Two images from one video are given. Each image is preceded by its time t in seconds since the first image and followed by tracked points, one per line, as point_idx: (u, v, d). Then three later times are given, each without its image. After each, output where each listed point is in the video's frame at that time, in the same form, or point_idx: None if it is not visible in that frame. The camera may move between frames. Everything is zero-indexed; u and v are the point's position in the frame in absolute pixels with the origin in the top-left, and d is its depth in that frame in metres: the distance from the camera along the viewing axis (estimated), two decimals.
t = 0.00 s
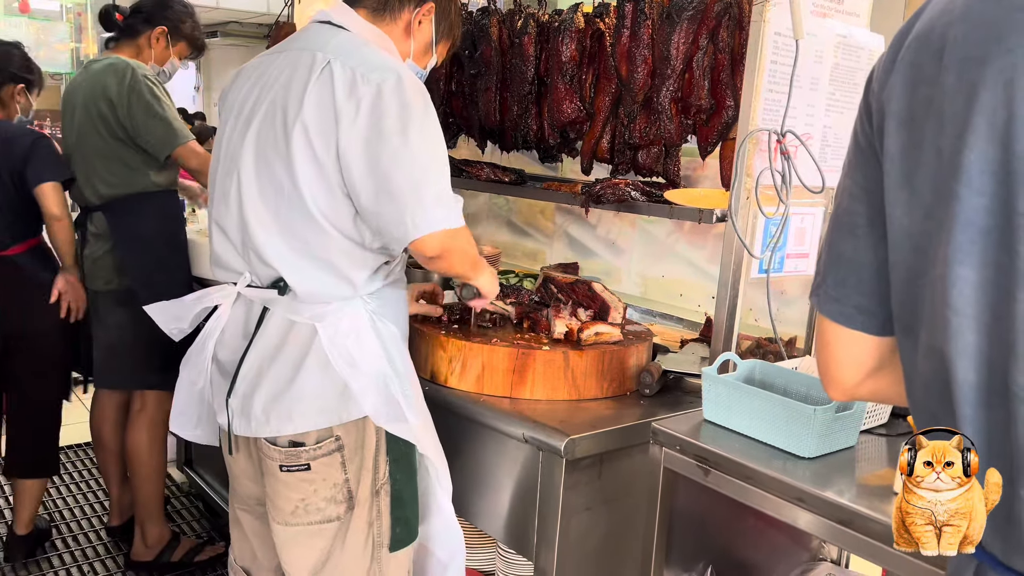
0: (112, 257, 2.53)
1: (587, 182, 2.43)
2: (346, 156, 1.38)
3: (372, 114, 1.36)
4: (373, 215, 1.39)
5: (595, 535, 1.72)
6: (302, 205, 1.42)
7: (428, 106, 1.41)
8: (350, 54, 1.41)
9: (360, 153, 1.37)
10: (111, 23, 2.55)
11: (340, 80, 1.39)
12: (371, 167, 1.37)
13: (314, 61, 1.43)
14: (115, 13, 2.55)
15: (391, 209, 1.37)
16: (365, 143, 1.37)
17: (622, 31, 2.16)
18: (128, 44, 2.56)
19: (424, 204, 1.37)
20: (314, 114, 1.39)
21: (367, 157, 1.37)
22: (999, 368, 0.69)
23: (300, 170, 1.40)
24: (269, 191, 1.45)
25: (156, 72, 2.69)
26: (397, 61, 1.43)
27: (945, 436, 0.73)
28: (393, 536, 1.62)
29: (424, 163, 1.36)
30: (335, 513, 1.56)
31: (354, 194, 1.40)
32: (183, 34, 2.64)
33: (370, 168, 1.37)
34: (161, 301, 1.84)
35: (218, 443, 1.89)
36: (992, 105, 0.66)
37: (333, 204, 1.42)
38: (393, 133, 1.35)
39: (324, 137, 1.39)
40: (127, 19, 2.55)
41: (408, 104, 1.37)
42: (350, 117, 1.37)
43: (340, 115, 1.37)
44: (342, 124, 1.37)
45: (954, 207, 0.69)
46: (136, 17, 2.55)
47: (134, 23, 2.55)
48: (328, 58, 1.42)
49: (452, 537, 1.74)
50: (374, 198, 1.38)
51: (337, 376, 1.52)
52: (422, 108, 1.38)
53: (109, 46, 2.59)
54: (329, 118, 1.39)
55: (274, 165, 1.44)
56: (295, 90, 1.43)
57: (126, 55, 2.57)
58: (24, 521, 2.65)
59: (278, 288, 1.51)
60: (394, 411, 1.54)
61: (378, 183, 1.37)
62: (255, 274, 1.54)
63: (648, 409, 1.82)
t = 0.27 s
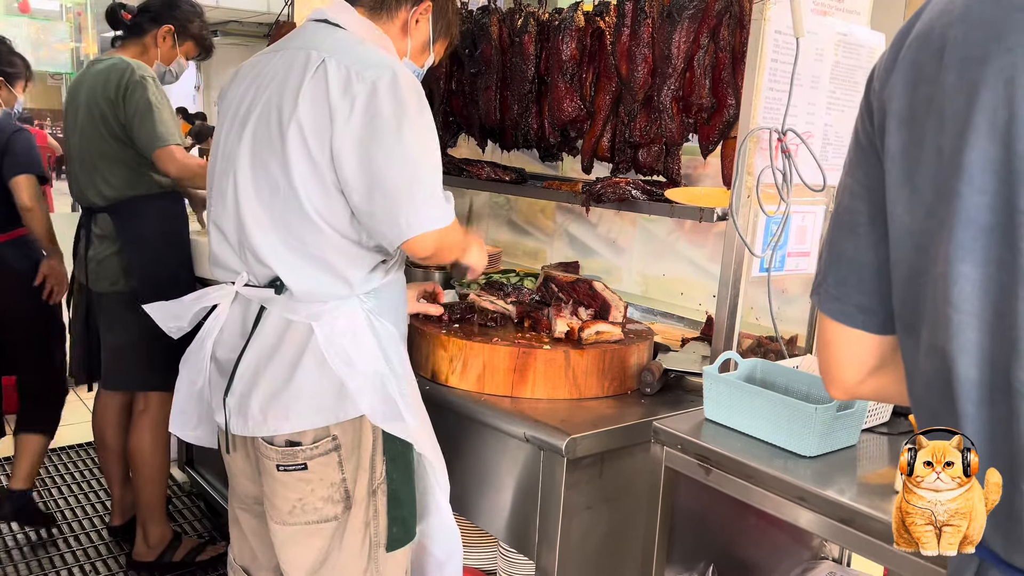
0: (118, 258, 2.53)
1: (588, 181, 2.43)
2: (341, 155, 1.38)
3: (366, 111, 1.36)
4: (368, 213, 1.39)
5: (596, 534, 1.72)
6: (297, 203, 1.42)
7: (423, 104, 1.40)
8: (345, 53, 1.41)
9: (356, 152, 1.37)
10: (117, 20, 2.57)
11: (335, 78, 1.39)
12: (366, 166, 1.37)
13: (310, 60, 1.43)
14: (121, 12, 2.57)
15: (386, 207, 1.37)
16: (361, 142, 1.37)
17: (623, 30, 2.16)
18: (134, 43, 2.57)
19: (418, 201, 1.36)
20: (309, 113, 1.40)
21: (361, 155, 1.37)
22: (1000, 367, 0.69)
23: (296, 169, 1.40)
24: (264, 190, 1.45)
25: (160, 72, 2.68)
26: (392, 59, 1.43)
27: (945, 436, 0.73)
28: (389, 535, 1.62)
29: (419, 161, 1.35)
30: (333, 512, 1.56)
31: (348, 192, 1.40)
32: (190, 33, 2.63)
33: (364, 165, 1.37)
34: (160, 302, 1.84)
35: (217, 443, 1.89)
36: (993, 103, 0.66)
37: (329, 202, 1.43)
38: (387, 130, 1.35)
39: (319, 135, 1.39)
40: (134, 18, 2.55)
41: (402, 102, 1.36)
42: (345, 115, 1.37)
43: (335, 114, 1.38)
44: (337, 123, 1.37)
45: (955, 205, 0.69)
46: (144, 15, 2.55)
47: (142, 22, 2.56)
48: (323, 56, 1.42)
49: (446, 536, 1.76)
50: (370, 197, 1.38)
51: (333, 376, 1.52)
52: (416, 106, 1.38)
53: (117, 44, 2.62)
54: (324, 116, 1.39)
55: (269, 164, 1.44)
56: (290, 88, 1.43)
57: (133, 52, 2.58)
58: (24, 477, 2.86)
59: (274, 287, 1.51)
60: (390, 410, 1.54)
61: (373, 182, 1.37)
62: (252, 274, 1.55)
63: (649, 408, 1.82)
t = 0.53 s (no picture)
0: (124, 260, 2.51)
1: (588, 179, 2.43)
2: (336, 154, 1.38)
3: (361, 110, 1.37)
4: (364, 210, 1.39)
5: (598, 533, 1.72)
6: (292, 201, 1.42)
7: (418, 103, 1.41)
8: (338, 51, 1.42)
9: (351, 151, 1.37)
10: (125, 19, 2.55)
11: (330, 77, 1.39)
12: (361, 165, 1.37)
13: (304, 59, 1.43)
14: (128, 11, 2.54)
15: (381, 206, 1.37)
16: (356, 140, 1.37)
17: (624, 28, 2.16)
18: (141, 42, 2.56)
19: (415, 197, 1.36)
20: (304, 112, 1.40)
21: (357, 152, 1.37)
22: (1005, 364, 0.68)
23: (291, 168, 1.40)
24: (259, 188, 1.45)
25: (166, 71, 2.69)
26: (387, 58, 1.43)
27: (945, 436, 0.73)
28: (388, 534, 1.62)
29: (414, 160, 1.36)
30: (331, 511, 1.56)
31: (344, 189, 1.40)
32: (197, 32, 2.63)
33: (360, 162, 1.37)
34: (159, 304, 1.84)
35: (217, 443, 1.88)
36: (998, 100, 0.66)
37: (325, 200, 1.43)
38: (382, 129, 1.35)
39: (314, 132, 1.39)
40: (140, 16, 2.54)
41: (396, 101, 1.37)
42: (340, 114, 1.37)
43: (330, 113, 1.38)
44: (332, 122, 1.37)
45: (961, 202, 0.68)
46: (150, 14, 2.54)
47: (148, 20, 2.55)
48: (318, 55, 1.42)
49: (443, 536, 1.77)
50: (365, 196, 1.38)
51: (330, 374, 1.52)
52: (411, 104, 1.38)
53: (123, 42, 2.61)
54: (319, 115, 1.39)
55: (264, 162, 1.44)
56: (285, 87, 1.43)
57: (140, 51, 2.57)
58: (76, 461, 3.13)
59: (271, 286, 1.51)
60: (386, 409, 1.55)
61: (368, 181, 1.37)
62: (249, 273, 1.55)
63: (650, 406, 1.82)
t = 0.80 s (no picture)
0: (132, 262, 2.51)
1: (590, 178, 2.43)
2: (334, 152, 1.38)
3: (359, 108, 1.36)
4: (362, 208, 1.39)
5: (600, 531, 1.72)
6: (290, 199, 1.42)
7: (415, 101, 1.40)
8: (336, 49, 1.41)
9: (349, 149, 1.37)
10: (131, 19, 2.54)
11: (327, 76, 1.39)
12: (359, 163, 1.37)
13: (302, 58, 1.43)
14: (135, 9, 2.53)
15: (379, 204, 1.37)
16: (353, 139, 1.37)
17: (626, 26, 2.15)
18: (147, 43, 2.56)
19: (414, 194, 1.36)
20: (301, 110, 1.39)
21: (355, 149, 1.37)
22: (1013, 361, 0.68)
23: (289, 166, 1.40)
24: (257, 187, 1.45)
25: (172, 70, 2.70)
26: (385, 56, 1.43)
27: (945, 436, 0.74)
28: (388, 533, 1.61)
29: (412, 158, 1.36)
30: (330, 510, 1.56)
31: (343, 187, 1.40)
32: (205, 32, 2.63)
33: (358, 160, 1.37)
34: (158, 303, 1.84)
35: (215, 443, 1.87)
36: (1006, 96, 0.65)
37: (323, 198, 1.42)
38: (379, 127, 1.35)
39: (312, 130, 1.39)
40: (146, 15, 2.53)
41: (394, 99, 1.37)
42: (337, 113, 1.37)
43: (327, 111, 1.38)
44: (329, 120, 1.37)
45: (968, 199, 0.68)
46: (155, 13, 2.52)
47: (153, 19, 2.53)
48: (315, 54, 1.42)
49: (440, 535, 1.76)
50: (363, 194, 1.38)
51: (329, 372, 1.52)
52: (409, 103, 1.38)
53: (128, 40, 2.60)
54: (317, 114, 1.39)
55: (262, 161, 1.44)
56: (282, 86, 1.43)
57: (146, 51, 2.58)
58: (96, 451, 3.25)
59: (269, 284, 1.51)
60: (384, 407, 1.54)
61: (366, 179, 1.37)
62: (247, 272, 1.55)
63: (653, 405, 1.82)
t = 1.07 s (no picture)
0: (143, 264, 2.51)
1: (591, 176, 2.42)
2: (332, 150, 1.38)
3: (356, 105, 1.36)
4: (360, 206, 1.39)
5: (603, 530, 1.71)
6: (288, 198, 1.42)
7: (413, 98, 1.40)
8: (333, 47, 1.41)
9: (346, 146, 1.37)
10: (133, 17, 2.53)
11: (325, 73, 1.39)
12: (357, 160, 1.37)
13: (300, 56, 1.43)
14: (136, 8, 2.52)
15: (376, 201, 1.37)
16: (351, 136, 1.37)
17: (627, 24, 2.15)
18: (149, 41, 2.56)
19: (410, 192, 1.36)
20: (299, 108, 1.39)
21: (352, 148, 1.37)
22: (1018, 360, 0.68)
23: (287, 164, 1.40)
24: (256, 186, 1.45)
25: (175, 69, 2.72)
26: (382, 54, 1.42)
27: (945, 436, 0.75)
28: (384, 532, 1.62)
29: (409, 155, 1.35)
30: (327, 509, 1.56)
31: (341, 185, 1.39)
32: (205, 29, 2.64)
33: (355, 157, 1.37)
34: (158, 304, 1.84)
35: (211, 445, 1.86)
36: (1012, 95, 0.66)
37: (321, 196, 1.42)
38: (376, 124, 1.35)
39: (309, 129, 1.39)
40: (147, 14, 2.53)
41: (391, 96, 1.36)
42: (335, 110, 1.37)
43: (325, 109, 1.37)
44: (327, 117, 1.37)
45: (973, 198, 0.68)
46: (155, 12, 2.52)
47: (154, 18, 2.53)
48: (313, 52, 1.42)
49: (437, 533, 1.75)
50: (360, 192, 1.38)
51: (326, 370, 1.52)
52: (406, 99, 1.38)
53: (128, 40, 2.60)
54: (314, 111, 1.38)
55: (261, 159, 1.44)
56: (280, 84, 1.43)
57: (149, 50, 2.58)
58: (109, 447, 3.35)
59: (268, 283, 1.52)
60: (381, 406, 1.54)
61: (363, 176, 1.36)
62: (246, 270, 1.55)
63: (655, 404, 1.81)
